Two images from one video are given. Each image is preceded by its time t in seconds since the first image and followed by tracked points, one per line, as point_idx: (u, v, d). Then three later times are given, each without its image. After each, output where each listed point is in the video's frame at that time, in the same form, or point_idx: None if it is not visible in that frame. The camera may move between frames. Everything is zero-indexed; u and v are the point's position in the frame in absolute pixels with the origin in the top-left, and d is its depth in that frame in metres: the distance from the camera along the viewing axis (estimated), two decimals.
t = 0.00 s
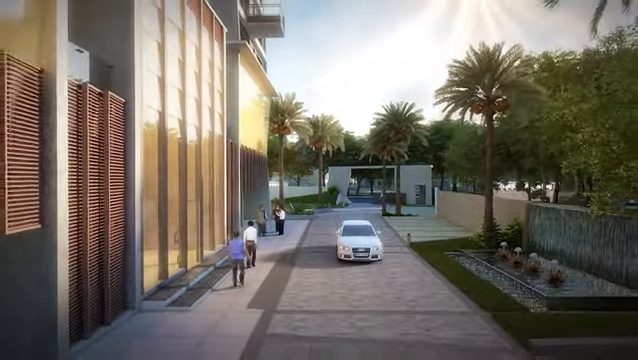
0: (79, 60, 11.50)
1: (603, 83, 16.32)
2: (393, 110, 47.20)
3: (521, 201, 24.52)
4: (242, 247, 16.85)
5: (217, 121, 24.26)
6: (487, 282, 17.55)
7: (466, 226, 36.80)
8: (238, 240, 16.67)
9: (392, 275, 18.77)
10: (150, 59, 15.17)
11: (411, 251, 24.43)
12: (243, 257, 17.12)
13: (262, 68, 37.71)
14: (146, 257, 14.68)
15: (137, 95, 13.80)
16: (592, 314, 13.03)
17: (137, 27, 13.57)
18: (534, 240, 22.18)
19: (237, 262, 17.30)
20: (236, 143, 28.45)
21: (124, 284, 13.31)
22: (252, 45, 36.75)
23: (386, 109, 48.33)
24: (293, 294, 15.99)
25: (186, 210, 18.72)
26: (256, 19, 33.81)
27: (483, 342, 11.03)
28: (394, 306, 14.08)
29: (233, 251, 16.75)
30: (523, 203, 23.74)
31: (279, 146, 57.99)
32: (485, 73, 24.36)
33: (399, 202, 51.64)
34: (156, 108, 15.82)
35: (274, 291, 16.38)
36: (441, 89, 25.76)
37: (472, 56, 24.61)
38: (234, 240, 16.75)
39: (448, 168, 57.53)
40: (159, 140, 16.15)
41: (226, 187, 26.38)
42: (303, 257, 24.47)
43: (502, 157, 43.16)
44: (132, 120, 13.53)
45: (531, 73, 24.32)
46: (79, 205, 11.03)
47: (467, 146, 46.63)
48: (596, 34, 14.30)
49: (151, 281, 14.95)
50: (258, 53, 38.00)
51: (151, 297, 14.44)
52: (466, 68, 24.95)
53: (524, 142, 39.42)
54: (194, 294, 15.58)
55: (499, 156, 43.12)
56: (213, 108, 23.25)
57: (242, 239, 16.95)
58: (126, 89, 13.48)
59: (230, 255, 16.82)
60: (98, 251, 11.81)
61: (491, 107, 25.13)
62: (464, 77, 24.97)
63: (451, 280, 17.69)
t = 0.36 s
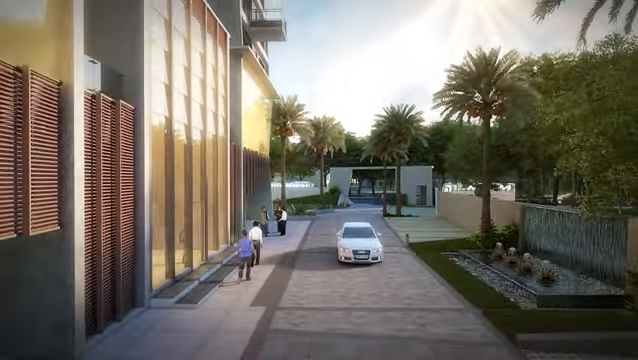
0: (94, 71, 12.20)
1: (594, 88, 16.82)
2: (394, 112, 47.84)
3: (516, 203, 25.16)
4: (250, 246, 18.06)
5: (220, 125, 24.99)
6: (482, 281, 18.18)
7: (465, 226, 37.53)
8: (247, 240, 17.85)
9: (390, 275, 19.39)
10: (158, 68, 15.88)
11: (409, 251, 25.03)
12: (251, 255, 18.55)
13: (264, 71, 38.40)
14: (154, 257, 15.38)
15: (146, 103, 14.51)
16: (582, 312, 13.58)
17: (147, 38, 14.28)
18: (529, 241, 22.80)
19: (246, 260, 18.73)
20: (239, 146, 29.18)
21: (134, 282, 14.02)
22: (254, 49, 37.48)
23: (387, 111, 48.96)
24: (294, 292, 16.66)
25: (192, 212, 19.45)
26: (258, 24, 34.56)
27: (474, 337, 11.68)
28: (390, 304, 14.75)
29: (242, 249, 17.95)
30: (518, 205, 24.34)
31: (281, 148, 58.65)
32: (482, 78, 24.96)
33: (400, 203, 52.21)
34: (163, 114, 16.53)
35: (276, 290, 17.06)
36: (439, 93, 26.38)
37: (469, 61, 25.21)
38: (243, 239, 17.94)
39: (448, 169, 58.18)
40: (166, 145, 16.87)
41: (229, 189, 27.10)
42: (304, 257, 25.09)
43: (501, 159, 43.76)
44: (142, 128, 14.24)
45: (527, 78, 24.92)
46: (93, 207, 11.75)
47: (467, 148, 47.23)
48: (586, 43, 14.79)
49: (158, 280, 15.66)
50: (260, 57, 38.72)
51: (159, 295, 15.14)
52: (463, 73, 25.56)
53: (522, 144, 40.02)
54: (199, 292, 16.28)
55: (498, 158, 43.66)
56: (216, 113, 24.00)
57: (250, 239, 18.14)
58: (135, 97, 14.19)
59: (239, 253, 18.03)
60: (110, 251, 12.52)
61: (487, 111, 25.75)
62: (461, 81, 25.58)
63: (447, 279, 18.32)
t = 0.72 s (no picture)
0: (104, 80, 12.83)
1: (587, 94, 17.42)
2: (394, 114, 48.41)
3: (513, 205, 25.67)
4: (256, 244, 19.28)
5: (223, 128, 25.65)
6: (478, 281, 18.68)
7: (464, 227, 38.09)
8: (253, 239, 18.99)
9: (389, 275, 19.96)
10: (164, 75, 16.53)
11: (408, 252, 25.55)
12: (257, 253, 19.65)
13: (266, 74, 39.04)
14: (161, 257, 16.00)
15: (154, 109, 15.13)
16: (573, 310, 14.10)
17: (154, 47, 14.93)
18: (526, 241, 23.33)
19: (252, 258, 19.83)
20: (241, 149, 29.83)
21: (142, 281, 14.64)
22: (256, 53, 38.14)
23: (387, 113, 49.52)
24: (295, 291, 17.27)
25: (197, 213, 20.09)
26: (260, 28, 35.33)
27: (467, 334, 12.28)
28: (388, 302, 15.35)
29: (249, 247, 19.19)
30: (515, 206, 24.85)
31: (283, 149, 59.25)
32: (479, 82, 25.51)
33: (400, 203, 52.69)
34: (169, 119, 17.15)
35: (278, 289, 17.69)
36: (438, 97, 26.96)
37: (467, 66, 25.77)
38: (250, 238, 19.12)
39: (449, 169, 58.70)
40: (172, 148, 17.50)
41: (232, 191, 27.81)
42: (305, 257, 25.65)
43: (500, 160, 44.35)
44: (149, 133, 14.87)
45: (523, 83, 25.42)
46: (104, 210, 12.41)
47: (467, 149, 47.76)
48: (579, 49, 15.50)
49: (164, 279, 16.28)
50: (262, 60, 39.39)
51: (166, 293, 15.79)
52: (461, 77, 26.12)
53: (521, 146, 40.50)
54: (204, 290, 16.88)
55: (498, 159, 44.43)
56: (220, 116, 24.62)
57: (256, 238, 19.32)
58: (143, 103, 14.80)
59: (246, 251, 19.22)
60: (120, 251, 13.16)
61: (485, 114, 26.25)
62: (459, 85, 26.13)
63: (444, 279, 18.87)
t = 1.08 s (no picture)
0: (114, 88, 13.43)
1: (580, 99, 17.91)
2: (395, 116, 48.90)
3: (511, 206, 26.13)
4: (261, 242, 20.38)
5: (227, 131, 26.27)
6: (474, 281, 19.22)
7: (464, 227, 38.68)
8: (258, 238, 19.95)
9: (387, 275, 20.48)
10: (170, 81, 17.13)
11: (408, 252, 26.05)
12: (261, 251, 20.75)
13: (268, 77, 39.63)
14: (167, 257, 16.61)
15: (160, 115, 15.72)
16: (564, 309, 14.61)
17: (160, 55, 15.51)
18: (522, 242, 23.86)
19: (257, 256, 20.96)
20: (244, 151, 30.44)
21: (149, 280, 15.25)
22: (259, 56, 38.73)
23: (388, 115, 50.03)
24: (296, 290, 17.84)
25: (201, 215, 20.66)
26: (262, 32, 35.92)
27: (460, 331, 12.80)
28: (386, 301, 15.89)
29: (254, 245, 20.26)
30: (512, 208, 25.40)
31: (285, 150, 59.85)
32: (477, 85, 25.99)
33: (401, 204, 53.17)
34: (175, 124, 17.75)
35: (280, 288, 18.28)
36: (437, 100, 27.51)
37: (466, 70, 26.31)
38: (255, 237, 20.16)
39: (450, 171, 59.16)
40: (177, 152, 18.11)
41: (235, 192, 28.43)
42: (306, 258, 26.20)
43: (500, 162, 44.83)
44: (156, 138, 15.46)
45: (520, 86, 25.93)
46: (114, 212, 13.00)
47: (467, 150, 48.20)
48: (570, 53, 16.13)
49: (170, 278, 16.89)
50: (265, 63, 40.00)
51: (171, 292, 16.40)
52: (460, 81, 26.65)
53: (520, 148, 40.90)
54: (209, 290, 17.49)
55: (498, 160, 44.84)
56: (223, 120, 25.22)
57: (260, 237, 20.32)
58: (150, 109, 15.39)
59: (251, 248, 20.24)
60: (129, 251, 13.77)
61: (482, 117, 26.79)
62: (457, 89, 26.68)
63: (441, 279, 19.43)
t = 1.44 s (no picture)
0: (123, 96, 13.99)
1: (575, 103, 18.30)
2: (397, 118, 49.31)
3: (509, 208, 26.58)
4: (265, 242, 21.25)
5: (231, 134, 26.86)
6: (472, 281, 19.67)
7: (464, 229, 39.15)
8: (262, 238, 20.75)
9: (387, 276, 20.93)
10: (176, 88, 17.70)
11: (408, 253, 26.49)
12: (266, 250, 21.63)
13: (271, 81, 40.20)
14: (173, 258, 17.19)
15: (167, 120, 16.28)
16: (559, 309, 15.03)
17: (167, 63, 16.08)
18: (521, 243, 24.28)
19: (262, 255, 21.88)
20: (248, 154, 31.01)
21: (156, 280, 15.83)
22: (262, 60, 39.33)
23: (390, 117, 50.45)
24: (298, 291, 18.35)
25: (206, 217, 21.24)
26: (265, 36, 36.44)
27: (455, 330, 13.27)
28: (385, 301, 16.37)
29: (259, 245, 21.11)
30: (511, 209, 25.84)
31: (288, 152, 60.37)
32: (476, 89, 26.42)
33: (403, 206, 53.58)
34: (181, 128, 18.32)
35: (282, 289, 18.80)
36: (437, 104, 27.94)
37: (465, 74, 26.76)
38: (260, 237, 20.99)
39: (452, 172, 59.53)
40: (183, 156, 18.68)
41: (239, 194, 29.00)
42: (308, 260, 26.70)
43: (501, 163, 45.18)
44: (163, 143, 16.02)
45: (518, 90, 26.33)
46: (123, 215, 13.58)
47: (469, 152, 48.57)
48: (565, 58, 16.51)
49: (176, 279, 17.46)
50: (268, 66, 40.58)
51: (178, 292, 16.98)
52: (460, 85, 27.07)
53: (521, 150, 41.23)
54: (214, 290, 18.06)
55: (499, 162, 45.17)
56: (227, 123, 25.80)
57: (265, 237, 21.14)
58: (157, 115, 15.97)
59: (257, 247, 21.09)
60: (138, 252, 14.35)
61: (481, 120, 27.23)
62: (457, 93, 27.11)
63: (440, 279, 19.92)
